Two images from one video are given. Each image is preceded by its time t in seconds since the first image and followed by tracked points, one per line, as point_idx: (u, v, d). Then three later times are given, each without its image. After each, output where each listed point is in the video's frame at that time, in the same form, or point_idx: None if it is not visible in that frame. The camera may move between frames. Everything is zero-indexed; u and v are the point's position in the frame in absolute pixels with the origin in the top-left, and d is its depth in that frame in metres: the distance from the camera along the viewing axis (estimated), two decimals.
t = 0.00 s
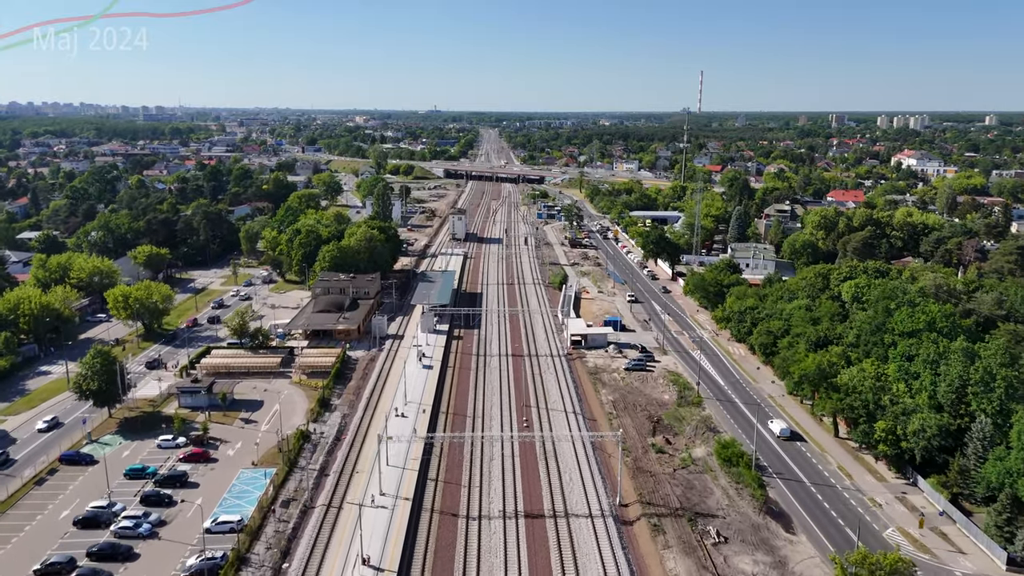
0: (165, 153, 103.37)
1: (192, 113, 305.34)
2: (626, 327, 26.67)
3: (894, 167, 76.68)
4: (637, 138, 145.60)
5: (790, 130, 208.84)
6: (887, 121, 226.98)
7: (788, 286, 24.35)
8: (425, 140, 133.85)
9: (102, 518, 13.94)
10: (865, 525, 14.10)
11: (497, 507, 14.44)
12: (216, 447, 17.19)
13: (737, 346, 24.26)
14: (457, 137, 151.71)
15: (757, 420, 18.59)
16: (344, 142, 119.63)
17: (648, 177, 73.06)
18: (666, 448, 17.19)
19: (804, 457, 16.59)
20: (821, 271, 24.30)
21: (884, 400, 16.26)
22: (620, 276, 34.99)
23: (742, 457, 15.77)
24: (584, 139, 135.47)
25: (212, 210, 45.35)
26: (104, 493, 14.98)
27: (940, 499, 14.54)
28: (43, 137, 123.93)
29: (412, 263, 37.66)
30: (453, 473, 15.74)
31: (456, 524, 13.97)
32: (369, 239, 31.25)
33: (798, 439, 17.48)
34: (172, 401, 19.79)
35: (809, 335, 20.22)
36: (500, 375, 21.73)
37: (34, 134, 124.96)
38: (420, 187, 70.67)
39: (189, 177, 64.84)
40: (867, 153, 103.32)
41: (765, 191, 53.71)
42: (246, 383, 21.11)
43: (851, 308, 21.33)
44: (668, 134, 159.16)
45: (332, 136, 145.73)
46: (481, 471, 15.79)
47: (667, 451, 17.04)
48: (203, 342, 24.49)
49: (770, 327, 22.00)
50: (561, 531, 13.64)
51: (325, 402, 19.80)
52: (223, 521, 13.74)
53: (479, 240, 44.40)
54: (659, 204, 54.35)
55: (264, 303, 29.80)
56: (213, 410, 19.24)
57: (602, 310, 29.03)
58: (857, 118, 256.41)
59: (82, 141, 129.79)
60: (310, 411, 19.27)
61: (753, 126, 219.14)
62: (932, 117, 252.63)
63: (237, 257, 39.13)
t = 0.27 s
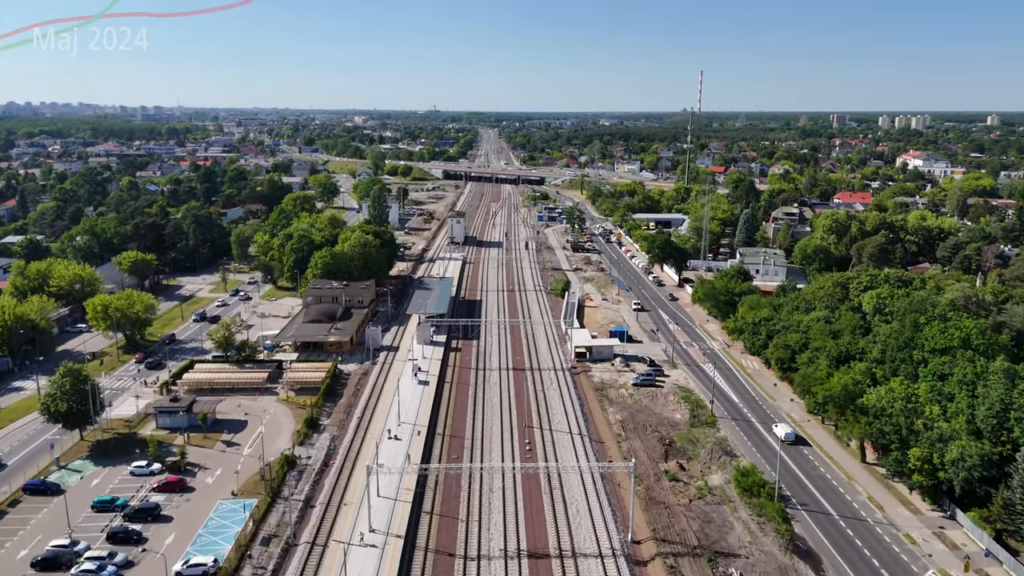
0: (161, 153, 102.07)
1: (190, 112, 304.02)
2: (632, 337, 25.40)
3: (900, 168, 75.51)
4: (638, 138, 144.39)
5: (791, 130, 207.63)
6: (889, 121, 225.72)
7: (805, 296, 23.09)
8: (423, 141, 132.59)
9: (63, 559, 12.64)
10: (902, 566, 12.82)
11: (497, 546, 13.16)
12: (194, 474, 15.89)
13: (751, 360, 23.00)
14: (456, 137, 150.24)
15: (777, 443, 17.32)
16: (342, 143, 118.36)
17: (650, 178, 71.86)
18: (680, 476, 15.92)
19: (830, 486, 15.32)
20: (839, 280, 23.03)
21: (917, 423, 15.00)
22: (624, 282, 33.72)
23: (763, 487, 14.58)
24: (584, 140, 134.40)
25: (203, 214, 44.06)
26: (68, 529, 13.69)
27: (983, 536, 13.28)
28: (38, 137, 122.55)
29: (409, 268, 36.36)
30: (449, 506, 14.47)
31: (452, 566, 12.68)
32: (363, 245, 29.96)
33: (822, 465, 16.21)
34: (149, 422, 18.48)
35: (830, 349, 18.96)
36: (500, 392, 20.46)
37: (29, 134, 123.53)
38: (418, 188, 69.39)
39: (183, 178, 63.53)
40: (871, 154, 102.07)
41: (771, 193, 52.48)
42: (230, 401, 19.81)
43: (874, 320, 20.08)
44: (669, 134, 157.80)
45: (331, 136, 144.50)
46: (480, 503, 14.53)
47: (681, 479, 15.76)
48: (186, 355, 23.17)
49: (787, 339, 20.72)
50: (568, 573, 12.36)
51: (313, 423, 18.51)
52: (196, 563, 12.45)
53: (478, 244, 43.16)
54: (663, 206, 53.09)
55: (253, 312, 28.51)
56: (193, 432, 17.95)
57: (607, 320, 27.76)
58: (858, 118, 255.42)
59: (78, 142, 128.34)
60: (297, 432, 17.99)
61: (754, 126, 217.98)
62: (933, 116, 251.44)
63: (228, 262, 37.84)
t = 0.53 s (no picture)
0: (156, 154, 100.72)
1: (188, 112, 302.69)
2: (639, 349, 24.11)
3: (906, 170, 74.38)
4: (639, 139, 143.12)
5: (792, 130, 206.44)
6: (891, 121, 224.50)
7: (823, 306, 21.83)
8: (423, 141, 131.45)
9: None
10: None
11: None
12: (168, 506, 14.60)
13: (765, 375, 21.73)
14: (455, 137, 148.89)
15: (799, 470, 16.06)
16: (340, 143, 117.10)
17: (652, 180, 70.71)
18: (696, 508, 14.64)
19: (861, 521, 14.01)
20: (859, 289, 21.77)
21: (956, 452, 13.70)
22: (629, 289, 32.47)
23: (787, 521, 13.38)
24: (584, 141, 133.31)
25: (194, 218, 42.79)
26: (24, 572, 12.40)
27: None
28: (33, 138, 121.19)
29: (405, 274, 35.10)
30: (444, 546, 13.19)
31: None
32: (357, 251, 28.67)
33: (851, 495, 14.94)
34: (123, 445, 17.19)
35: (854, 366, 17.68)
36: (501, 412, 19.19)
37: (23, 134, 122.16)
38: (416, 190, 68.14)
39: (176, 180, 62.26)
40: (875, 155, 100.80)
41: (777, 195, 51.27)
42: (211, 422, 18.51)
43: (899, 336, 18.83)
44: (670, 134, 156.57)
45: (329, 137, 143.25)
46: (479, 542, 13.24)
47: (698, 512, 14.48)
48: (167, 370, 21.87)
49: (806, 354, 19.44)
50: None
51: (300, 446, 17.22)
52: None
53: (477, 248, 41.93)
54: (666, 208, 51.87)
55: (242, 322, 27.22)
56: (170, 457, 16.65)
57: (612, 330, 26.47)
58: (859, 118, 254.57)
59: (72, 142, 126.97)
60: (281, 457, 16.69)
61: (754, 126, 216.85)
62: (934, 117, 250.24)
63: (218, 267, 36.56)
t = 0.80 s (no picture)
0: (151, 155, 99.37)
1: (187, 112, 301.56)
2: (647, 363, 22.81)
3: (912, 171, 73.18)
4: (639, 139, 141.93)
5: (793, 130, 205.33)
6: (892, 121, 223.35)
7: (842, 318, 20.58)
8: (422, 142, 130.37)
9: None
10: None
11: None
12: (136, 543, 13.32)
13: (781, 392, 20.46)
14: (454, 137, 147.64)
15: (825, 502, 14.78)
16: (337, 143, 115.84)
17: (655, 181, 69.50)
18: (714, 546, 13.37)
19: (896, 562, 12.77)
20: (882, 301, 20.50)
21: (1003, 487, 12.42)
22: (634, 295, 31.19)
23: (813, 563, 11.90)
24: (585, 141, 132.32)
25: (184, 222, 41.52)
26: None
27: None
28: (27, 138, 119.85)
29: (401, 280, 33.81)
30: None
31: None
32: (349, 257, 27.34)
33: (883, 532, 13.68)
34: (92, 472, 15.91)
35: (880, 386, 16.43)
36: (501, 434, 17.92)
37: (18, 134, 120.80)
38: (414, 192, 66.89)
39: (169, 181, 61.00)
40: (879, 155, 99.60)
41: (783, 196, 50.03)
42: (189, 445, 17.23)
43: (929, 355, 17.58)
44: (671, 135, 155.40)
45: (327, 137, 142.00)
46: None
47: (717, 551, 13.23)
48: (146, 388, 20.57)
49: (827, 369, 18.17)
50: None
51: (283, 472, 15.93)
52: None
53: (476, 253, 40.69)
54: (670, 211, 50.62)
55: (228, 333, 25.95)
56: (142, 486, 15.38)
57: (617, 341, 25.18)
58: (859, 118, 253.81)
59: (67, 142, 125.59)
60: (263, 485, 15.40)
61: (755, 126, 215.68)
62: (935, 117, 249.17)
63: (207, 273, 35.29)
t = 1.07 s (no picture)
0: (146, 156, 98.23)
1: (185, 112, 300.21)
2: (655, 378, 21.54)
3: (918, 172, 72.10)
4: (639, 140, 140.80)
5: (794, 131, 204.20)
6: (893, 121, 222.30)
7: (863, 332, 19.37)
8: (421, 142, 129.13)
9: None
10: None
11: None
12: None
13: (800, 411, 19.18)
14: (454, 137, 146.51)
15: (855, 538, 13.54)
16: (335, 144, 114.59)
17: (657, 183, 68.34)
18: None
19: None
20: (907, 315, 19.27)
21: None
22: (639, 303, 29.97)
23: None
24: (585, 141, 131.23)
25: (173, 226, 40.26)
26: None
27: None
28: (21, 138, 118.54)
29: (397, 287, 32.53)
30: None
31: None
32: (342, 264, 26.09)
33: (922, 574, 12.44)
34: (57, 504, 14.65)
35: (911, 409, 15.24)
36: (501, 459, 16.66)
37: (11, 135, 119.45)
38: (412, 193, 65.68)
39: (160, 183, 59.74)
40: (883, 156, 98.37)
41: (789, 199, 48.85)
42: (165, 472, 15.98)
43: (961, 374, 16.39)
44: (670, 136, 155.02)
45: (326, 138, 140.91)
46: None
47: None
48: (122, 407, 19.31)
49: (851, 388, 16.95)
50: None
51: (265, 503, 14.67)
52: None
53: (474, 257, 39.46)
54: (673, 214, 49.45)
55: (214, 344, 24.70)
56: (110, 520, 14.13)
57: (623, 353, 23.91)
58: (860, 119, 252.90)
59: (62, 143, 124.33)
60: (242, 518, 14.13)
61: (755, 126, 214.61)
62: (937, 117, 248.12)
63: (196, 279, 34.05)
